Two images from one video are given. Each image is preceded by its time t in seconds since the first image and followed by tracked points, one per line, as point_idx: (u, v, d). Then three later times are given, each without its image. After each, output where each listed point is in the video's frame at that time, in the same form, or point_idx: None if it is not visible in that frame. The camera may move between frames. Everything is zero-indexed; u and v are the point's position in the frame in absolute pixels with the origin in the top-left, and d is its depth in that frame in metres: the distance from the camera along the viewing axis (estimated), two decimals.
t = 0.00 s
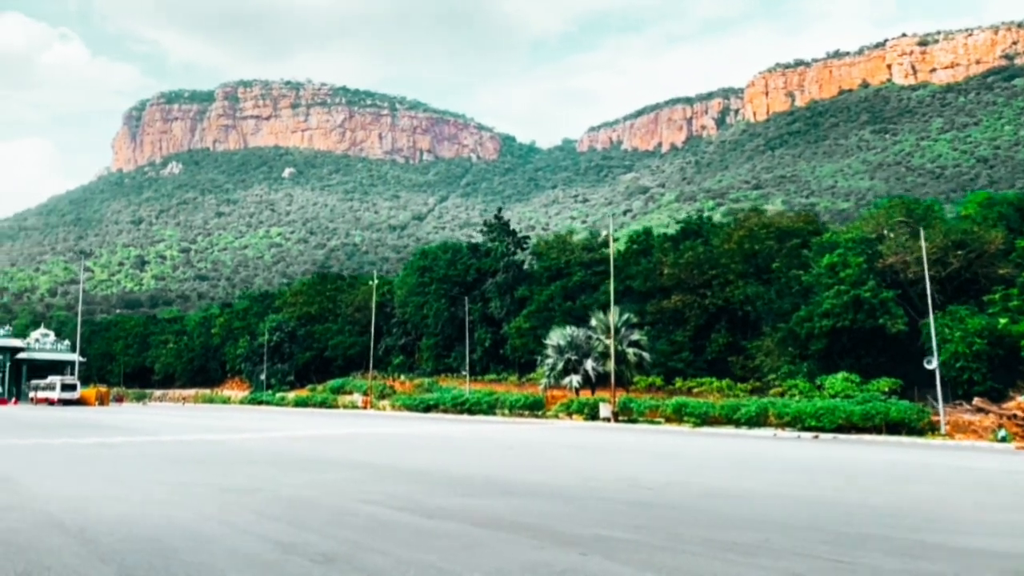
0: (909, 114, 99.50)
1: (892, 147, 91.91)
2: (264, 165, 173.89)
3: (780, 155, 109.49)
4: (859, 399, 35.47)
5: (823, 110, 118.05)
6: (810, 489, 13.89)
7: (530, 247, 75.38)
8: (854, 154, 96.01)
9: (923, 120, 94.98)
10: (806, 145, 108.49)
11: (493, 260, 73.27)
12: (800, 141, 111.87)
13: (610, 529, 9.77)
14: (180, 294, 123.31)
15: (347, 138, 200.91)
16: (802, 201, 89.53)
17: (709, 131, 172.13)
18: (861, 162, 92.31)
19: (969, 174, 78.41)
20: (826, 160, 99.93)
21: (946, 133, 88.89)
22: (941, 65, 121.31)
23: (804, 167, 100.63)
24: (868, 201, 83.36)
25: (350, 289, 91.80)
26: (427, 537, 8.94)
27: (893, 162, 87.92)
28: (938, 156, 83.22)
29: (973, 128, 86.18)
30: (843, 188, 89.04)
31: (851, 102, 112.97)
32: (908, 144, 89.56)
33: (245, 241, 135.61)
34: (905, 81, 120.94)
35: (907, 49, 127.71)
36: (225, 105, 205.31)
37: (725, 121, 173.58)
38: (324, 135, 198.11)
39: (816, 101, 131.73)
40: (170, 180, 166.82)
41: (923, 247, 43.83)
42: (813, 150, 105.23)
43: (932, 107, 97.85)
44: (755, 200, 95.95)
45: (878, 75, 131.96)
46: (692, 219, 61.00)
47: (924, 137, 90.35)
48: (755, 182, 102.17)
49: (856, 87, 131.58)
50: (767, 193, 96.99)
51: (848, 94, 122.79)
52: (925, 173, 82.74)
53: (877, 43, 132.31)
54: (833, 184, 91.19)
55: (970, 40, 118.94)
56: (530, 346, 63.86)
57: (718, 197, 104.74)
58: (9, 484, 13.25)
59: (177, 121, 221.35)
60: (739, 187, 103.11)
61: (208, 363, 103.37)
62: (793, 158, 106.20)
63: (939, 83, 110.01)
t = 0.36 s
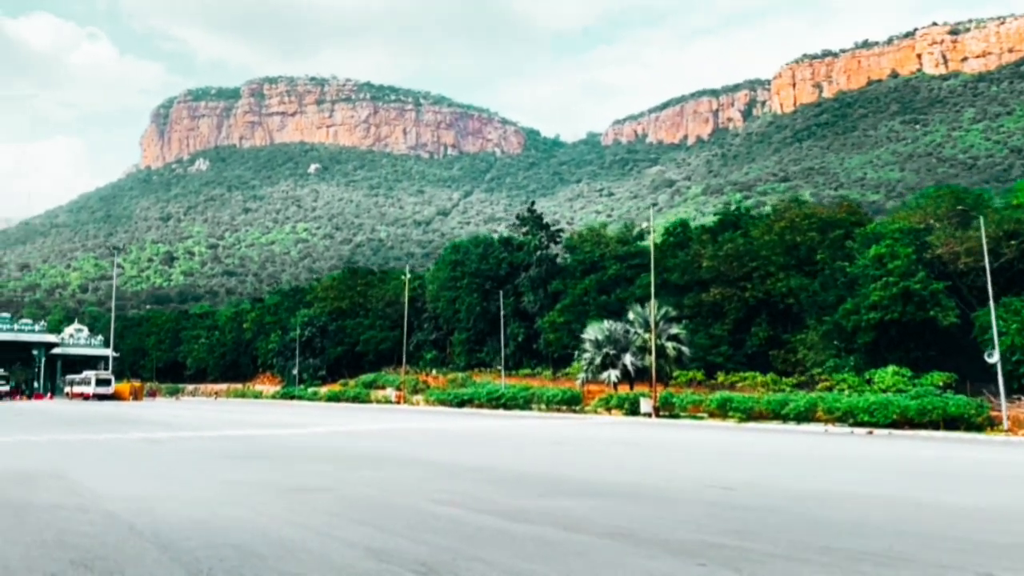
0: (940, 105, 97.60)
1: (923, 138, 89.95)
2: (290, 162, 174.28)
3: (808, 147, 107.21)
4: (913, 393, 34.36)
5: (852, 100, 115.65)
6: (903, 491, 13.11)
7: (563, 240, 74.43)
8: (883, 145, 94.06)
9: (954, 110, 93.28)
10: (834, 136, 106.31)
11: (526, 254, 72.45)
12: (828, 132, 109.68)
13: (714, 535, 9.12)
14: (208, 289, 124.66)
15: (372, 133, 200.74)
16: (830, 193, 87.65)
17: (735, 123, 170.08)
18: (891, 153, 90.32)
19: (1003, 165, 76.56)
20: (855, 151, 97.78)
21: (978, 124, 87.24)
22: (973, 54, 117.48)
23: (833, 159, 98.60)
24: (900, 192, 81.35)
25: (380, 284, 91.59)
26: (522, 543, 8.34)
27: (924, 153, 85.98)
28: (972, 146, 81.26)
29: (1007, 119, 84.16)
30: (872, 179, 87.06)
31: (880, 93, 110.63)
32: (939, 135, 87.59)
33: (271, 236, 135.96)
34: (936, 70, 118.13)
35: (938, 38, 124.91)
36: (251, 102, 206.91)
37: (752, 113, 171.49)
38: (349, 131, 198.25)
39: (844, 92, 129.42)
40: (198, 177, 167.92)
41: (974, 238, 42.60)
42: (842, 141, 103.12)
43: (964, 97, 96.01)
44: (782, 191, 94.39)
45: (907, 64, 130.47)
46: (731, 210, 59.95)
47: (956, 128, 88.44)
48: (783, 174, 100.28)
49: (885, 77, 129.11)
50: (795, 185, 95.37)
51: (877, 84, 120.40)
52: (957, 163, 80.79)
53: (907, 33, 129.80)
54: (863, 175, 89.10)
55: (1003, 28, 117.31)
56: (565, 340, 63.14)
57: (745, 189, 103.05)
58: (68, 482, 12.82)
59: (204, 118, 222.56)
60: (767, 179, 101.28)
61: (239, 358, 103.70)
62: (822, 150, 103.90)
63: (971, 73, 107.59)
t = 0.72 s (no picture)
0: (979, 91, 95.21)
1: (963, 125, 87.80)
2: (321, 155, 174.55)
3: (842, 136, 104.39)
4: (980, 385, 33.06)
5: (887, 88, 113.14)
6: None
7: (603, 231, 73.06)
8: (921, 133, 91.88)
9: (995, 98, 90.91)
10: (870, 124, 103.91)
11: (565, 245, 71.50)
12: (864, 121, 107.03)
13: (856, 545, 8.20)
14: (242, 283, 125.69)
15: (401, 127, 200.55)
16: (865, 181, 85.61)
17: (768, 112, 167.63)
18: (929, 141, 88.17)
19: None
20: (890, 139, 95.51)
21: (1019, 111, 85.51)
22: (1013, 39, 113.72)
23: (867, 146, 96.42)
24: (939, 180, 79.34)
25: (416, 276, 91.11)
26: (651, 553, 7.53)
27: (963, 141, 84.14)
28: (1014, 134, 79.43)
29: None
30: (909, 168, 84.52)
31: (917, 80, 108.13)
32: (979, 122, 85.65)
33: (303, 230, 136.18)
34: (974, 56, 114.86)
35: (976, 23, 121.47)
36: (281, 97, 208.41)
37: (784, 102, 169.02)
38: (379, 125, 198.48)
39: (880, 79, 126.63)
40: (230, 171, 168.63)
41: None
42: (877, 129, 100.74)
43: (1005, 84, 93.65)
44: (817, 181, 92.51)
45: (944, 50, 126.05)
46: (776, 198, 58.55)
47: (997, 116, 86.31)
48: (817, 163, 98.12)
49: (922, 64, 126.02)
50: (830, 174, 93.39)
51: (914, 70, 117.56)
52: (998, 152, 78.82)
53: (944, 18, 126.48)
54: (899, 163, 86.41)
55: None
56: (607, 332, 62.17)
57: (779, 179, 101.13)
58: (135, 480, 12.20)
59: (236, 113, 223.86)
60: (801, 169, 99.13)
61: (276, 351, 104.07)
62: (856, 138, 101.52)
63: (1011, 58, 104.37)
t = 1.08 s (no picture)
0: (1019, 77, 92.55)
1: (1001, 112, 85.48)
2: (350, 149, 174.64)
3: (875, 124, 101.77)
4: None
5: (922, 75, 110.59)
6: None
7: (642, 220, 71.97)
8: (958, 120, 89.56)
9: None
10: (904, 112, 101.58)
11: (602, 236, 70.48)
12: (897, 109, 104.55)
13: (994, 554, 7.64)
14: (274, 276, 126.77)
15: (429, 120, 199.97)
16: (900, 169, 83.37)
17: (799, 102, 164.95)
18: (966, 129, 85.92)
19: None
20: (926, 127, 93.31)
21: None
22: None
23: (902, 134, 94.21)
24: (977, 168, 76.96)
25: (451, 268, 90.89)
26: (782, 565, 7.01)
27: (1001, 129, 82.13)
28: None
29: None
30: (945, 156, 81.86)
31: (953, 66, 105.50)
32: (1018, 109, 83.46)
33: (333, 223, 136.13)
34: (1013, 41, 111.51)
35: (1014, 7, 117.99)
36: (311, 91, 208.90)
37: (816, 91, 166.21)
38: (407, 118, 198.31)
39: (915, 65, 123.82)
40: (261, 165, 169.40)
41: None
42: (913, 117, 98.40)
43: None
44: (851, 170, 90.40)
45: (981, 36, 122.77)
46: (822, 185, 57.19)
47: None
48: (850, 152, 95.90)
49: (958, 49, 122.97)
50: (864, 163, 91.23)
51: (950, 56, 114.85)
52: None
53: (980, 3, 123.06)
54: (935, 152, 83.87)
55: None
56: (646, 324, 61.41)
57: (810, 169, 98.70)
58: (205, 476, 11.86)
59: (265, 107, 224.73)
60: (834, 158, 96.89)
61: (311, 342, 104.40)
62: (891, 127, 99.23)
63: None
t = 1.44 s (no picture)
0: None
1: None
2: (376, 142, 174.20)
3: (907, 113, 99.65)
4: None
5: (955, 63, 108.15)
6: None
7: (677, 210, 70.92)
8: (992, 108, 87.21)
9: None
10: (937, 100, 99.31)
11: (636, 227, 69.59)
12: (929, 97, 102.31)
13: None
14: (302, 270, 127.35)
15: (455, 113, 199.07)
16: (932, 159, 81.33)
17: (828, 91, 162.15)
18: (1000, 117, 83.66)
19: None
20: (960, 116, 91.01)
21: None
22: None
23: (935, 124, 92.01)
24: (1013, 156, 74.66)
25: (481, 261, 90.63)
26: None
27: None
28: None
29: None
30: (980, 145, 79.41)
31: (987, 53, 103.03)
32: None
33: (360, 216, 136.09)
34: None
35: None
36: (337, 85, 208.90)
37: (846, 80, 163.44)
38: (433, 111, 197.79)
39: (947, 52, 121.18)
40: (288, 160, 169.75)
41: None
42: (946, 105, 96.07)
43: None
44: (882, 160, 88.21)
45: (1016, 22, 120.92)
46: (864, 173, 56.03)
47: None
48: (881, 141, 93.80)
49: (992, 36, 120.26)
50: (895, 153, 89.07)
51: (984, 43, 112.18)
52: None
53: None
54: (970, 140, 81.75)
55: None
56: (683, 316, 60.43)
57: (840, 158, 96.25)
58: (261, 474, 11.30)
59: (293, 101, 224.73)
60: (865, 147, 94.71)
61: (343, 335, 104.44)
62: (923, 116, 97.01)
63: None
